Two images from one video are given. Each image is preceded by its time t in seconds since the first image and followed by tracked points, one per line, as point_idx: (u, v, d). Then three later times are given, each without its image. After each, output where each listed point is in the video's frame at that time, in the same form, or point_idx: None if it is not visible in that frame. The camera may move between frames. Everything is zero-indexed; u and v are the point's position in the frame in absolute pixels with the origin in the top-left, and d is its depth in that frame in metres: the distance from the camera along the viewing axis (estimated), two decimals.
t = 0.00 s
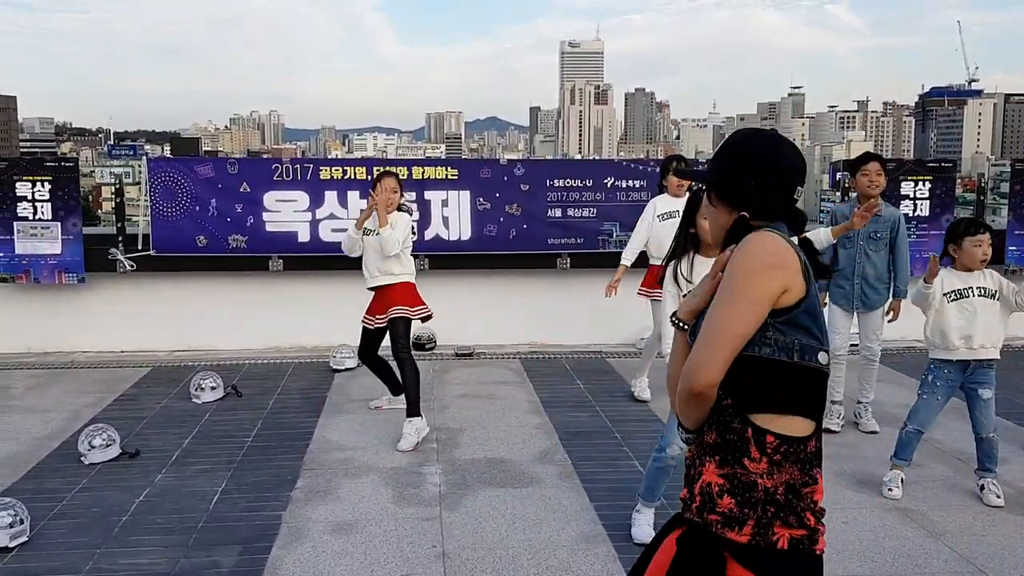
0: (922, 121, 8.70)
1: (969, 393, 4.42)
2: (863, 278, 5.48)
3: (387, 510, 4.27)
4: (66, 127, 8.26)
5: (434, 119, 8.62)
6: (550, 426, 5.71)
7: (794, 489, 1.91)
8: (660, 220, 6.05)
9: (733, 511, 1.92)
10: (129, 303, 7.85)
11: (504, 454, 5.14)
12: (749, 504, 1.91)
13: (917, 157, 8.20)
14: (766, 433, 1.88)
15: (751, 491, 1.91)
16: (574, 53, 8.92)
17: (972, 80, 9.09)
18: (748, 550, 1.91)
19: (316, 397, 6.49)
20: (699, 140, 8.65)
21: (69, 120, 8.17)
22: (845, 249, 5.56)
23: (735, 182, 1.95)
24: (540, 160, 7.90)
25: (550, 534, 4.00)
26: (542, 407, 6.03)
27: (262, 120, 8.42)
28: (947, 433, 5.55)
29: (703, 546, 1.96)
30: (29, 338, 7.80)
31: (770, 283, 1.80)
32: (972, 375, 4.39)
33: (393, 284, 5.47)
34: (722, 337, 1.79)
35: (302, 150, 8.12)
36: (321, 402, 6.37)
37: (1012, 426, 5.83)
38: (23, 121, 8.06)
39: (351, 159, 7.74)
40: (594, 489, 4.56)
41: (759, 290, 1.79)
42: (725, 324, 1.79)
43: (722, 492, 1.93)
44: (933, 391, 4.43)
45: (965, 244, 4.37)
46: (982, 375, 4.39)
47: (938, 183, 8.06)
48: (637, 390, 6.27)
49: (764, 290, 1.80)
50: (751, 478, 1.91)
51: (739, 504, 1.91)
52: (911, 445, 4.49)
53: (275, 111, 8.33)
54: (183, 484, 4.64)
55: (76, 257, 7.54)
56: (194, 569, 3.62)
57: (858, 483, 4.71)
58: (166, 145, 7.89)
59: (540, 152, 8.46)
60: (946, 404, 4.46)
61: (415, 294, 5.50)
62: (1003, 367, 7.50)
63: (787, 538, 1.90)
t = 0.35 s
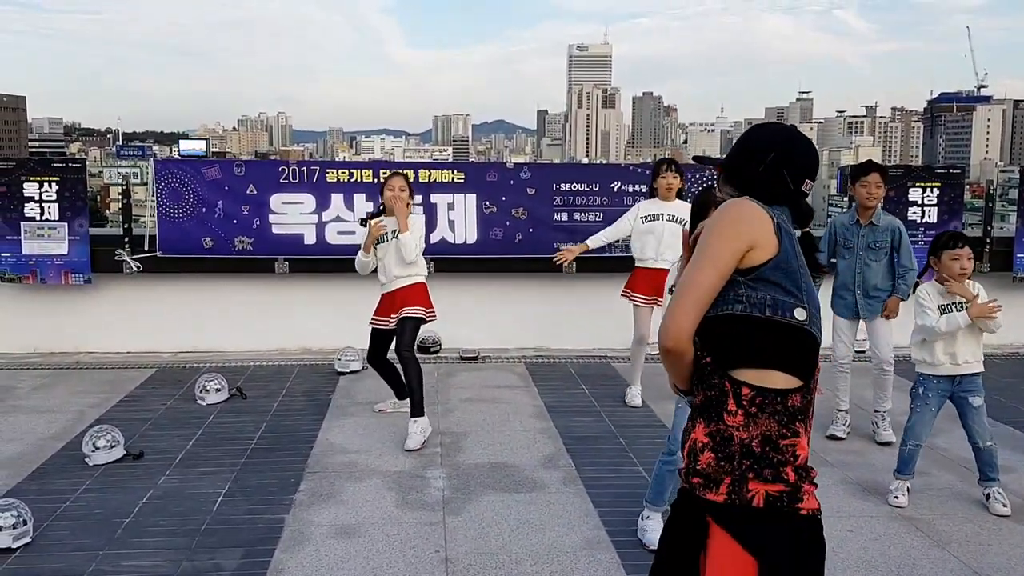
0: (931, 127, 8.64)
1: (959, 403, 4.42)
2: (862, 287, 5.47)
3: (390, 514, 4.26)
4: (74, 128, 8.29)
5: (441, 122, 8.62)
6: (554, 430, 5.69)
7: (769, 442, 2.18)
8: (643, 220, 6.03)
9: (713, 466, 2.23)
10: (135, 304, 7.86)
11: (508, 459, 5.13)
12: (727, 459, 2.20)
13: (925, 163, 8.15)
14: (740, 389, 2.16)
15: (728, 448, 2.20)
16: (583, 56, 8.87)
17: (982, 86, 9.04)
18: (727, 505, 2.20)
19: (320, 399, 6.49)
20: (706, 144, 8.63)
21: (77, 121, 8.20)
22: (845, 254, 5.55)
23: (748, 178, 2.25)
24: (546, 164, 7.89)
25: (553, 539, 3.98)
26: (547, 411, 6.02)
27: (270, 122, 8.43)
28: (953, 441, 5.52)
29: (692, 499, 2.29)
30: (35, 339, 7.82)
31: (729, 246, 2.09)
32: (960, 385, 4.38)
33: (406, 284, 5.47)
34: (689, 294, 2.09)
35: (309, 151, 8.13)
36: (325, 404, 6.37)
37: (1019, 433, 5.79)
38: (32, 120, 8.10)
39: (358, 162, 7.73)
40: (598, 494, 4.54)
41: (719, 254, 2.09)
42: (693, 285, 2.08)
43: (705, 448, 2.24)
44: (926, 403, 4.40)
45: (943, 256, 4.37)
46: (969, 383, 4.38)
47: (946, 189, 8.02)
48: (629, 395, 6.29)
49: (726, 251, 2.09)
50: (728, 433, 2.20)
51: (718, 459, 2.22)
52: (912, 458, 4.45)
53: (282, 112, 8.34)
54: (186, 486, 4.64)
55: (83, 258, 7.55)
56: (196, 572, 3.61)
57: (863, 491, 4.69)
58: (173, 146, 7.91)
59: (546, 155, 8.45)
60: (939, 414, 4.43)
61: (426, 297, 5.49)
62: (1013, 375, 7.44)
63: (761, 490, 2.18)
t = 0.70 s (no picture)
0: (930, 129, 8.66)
1: (958, 403, 4.45)
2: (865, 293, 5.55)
3: (387, 514, 4.26)
4: (74, 128, 8.30)
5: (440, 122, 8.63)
6: (552, 431, 5.70)
7: (830, 506, 1.69)
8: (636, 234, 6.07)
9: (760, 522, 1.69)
10: (133, 305, 7.86)
11: (506, 459, 5.13)
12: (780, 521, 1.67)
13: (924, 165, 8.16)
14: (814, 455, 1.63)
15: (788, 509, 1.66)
16: (581, 57, 8.75)
17: (980, 88, 9.05)
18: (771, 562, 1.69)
19: (318, 399, 6.49)
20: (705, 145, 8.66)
21: (76, 121, 8.21)
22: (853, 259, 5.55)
23: (867, 150, 1.60)
24: (545, 165, 7.89)
25: (550, 540, 3.98)
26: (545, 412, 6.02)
27: (269, 122, 8.44)
28: (951, 442, 5.53)
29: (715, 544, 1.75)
30: (34, 338, 7.82)
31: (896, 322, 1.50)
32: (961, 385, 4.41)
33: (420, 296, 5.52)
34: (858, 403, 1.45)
35: (308, 152, 8.13)
36: (323, 405, 6.37)
37: (1016, 434, 5.80)
38: (31, 121, 8.10)
39: (356, 162, 7.73)
40: (596, 495, 4.55)
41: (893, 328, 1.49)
42: (885, 380, 1.43)
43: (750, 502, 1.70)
44: (924, 403, 4.44)
45: (944, 252, 4.41)
46: (971, 385, 4.41)
47: (943, 190, 8.03)
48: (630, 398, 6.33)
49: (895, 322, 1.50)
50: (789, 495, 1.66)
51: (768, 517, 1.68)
52: (908, 457, 4.47)
53: (281, 112, 8.35)
54: (184, 486, 4.64)
55: (81, 258, 7.55)
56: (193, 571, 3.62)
57: (860, 492, 4.70)
58: (173, 146, 7.91)
59: (545, 156, 8.46)
60: (937, 414, 4.46)
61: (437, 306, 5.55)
62: (1010, 376, 7.46)
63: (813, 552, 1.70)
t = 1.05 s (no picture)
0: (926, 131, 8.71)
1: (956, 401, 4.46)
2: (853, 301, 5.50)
3: (383, 516, 4.26)
4: (70, 130, 8.29)
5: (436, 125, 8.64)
6: (548, 433, 5.71)
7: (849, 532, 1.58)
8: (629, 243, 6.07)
9: (782, 558, 1.56)
10: (129, 308, 7.85)
11: (502, 461, 5.14)
12: (801, 553, 1.55)
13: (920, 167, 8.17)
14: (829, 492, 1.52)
15: (809, 544, 1.54)
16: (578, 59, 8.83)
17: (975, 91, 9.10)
18: None
19: (314, 402, 6.50)
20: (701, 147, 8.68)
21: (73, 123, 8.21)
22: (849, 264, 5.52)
23: (923, 203, 1.47)
24: (541, 167, 7.90)
25: (545, 543, 3.99)
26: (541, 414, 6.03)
27: (265, 124, 8.44)
28: (946, 444, 5.54)
29: None
30: (30, 341, 7.82)
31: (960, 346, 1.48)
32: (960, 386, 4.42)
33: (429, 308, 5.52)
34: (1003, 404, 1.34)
35: (305, 154, 8.13)
36: (320, 407, 6.38)
37: (1010, 436, 5.82)
38: (27, 123, 8.10)
39: (352, 165, 7.73)
40: (592, 497, 4.55)
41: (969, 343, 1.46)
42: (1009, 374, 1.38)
43: (769, 542, 1.56)
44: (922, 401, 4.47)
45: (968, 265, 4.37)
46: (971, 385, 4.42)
47: (939, 193, 8.03)
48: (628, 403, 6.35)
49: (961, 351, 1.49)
50: (809, 533, 1.54)
51: (789, 553, 1.55)
52: (903, 454, 4.49)
53: (278, 115, 8.35)
54: (180, 489, 4.64)
55: (76, 261, 7.55)
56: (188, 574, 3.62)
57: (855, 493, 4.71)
58: (169, 149, 7.90)
59: (542, 158, 8.47)
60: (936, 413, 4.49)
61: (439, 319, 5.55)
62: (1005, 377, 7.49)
63: None
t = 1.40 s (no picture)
0: (925, 138, 8.67)
1: (958, 409, 4.44)
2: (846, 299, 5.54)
3: (381, 524, 4.25)
4: (69, 138, 8.30)
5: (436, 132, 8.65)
6: (547, 441, 5.70)
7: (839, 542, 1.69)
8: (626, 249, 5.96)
9: None
10: (127, 315, 7.85)
11: (501, 469, 5.13)
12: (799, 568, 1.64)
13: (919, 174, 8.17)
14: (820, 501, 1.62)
15: (805, 559, 1.64)
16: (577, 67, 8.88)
17: (974, 98, 9.10)
18: None
19: (313, 410, 6.49)
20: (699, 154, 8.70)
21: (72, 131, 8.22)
22: (851, 265, 5.51)
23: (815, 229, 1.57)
24: (539, 175, 7.91)
25: (544, 551, 3.98)
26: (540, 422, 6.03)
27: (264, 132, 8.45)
28: (945, 451, 5.54)
29: None
30: (28, 349, 7.81)
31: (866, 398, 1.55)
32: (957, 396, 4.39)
33: (404, 316, 5.52)
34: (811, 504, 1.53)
35: (304, 161, 8.14)
36: (318, 415, 6.37)
37: (1009, 444, 5.81)
38: (27, 131, 8.11)
39: (351, 172, 7.75)
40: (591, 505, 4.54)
41: (858, 405, 1.53)
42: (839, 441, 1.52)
43: (769, 563, 1.64)
44: (925, 407, 4.45)
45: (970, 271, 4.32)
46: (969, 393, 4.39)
47: (937, 200, 8.03)
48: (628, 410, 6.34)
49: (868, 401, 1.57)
50: (806, 546, 1.64)
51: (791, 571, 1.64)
52: (904, 462, 4.49)
53: (277, 122, 8.37)
54: (178, 497, 4.63)
55: (75, 269, 7.55)
56: None
57: (854, 500, 4.71)
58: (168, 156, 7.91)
59: (541, 165, 8.48)
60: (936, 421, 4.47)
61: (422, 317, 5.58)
62: (1004, 384, 7.49)
63: None
